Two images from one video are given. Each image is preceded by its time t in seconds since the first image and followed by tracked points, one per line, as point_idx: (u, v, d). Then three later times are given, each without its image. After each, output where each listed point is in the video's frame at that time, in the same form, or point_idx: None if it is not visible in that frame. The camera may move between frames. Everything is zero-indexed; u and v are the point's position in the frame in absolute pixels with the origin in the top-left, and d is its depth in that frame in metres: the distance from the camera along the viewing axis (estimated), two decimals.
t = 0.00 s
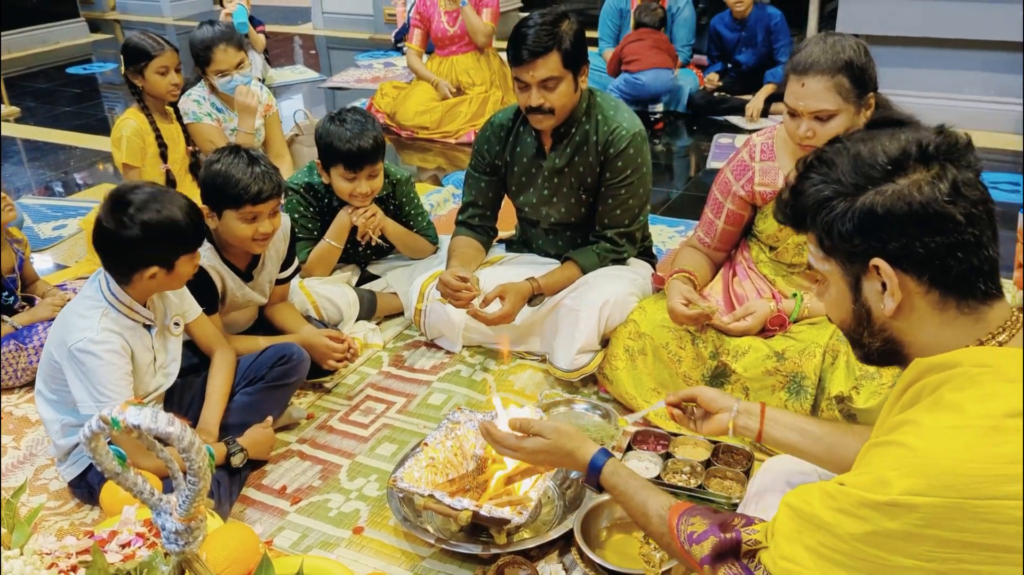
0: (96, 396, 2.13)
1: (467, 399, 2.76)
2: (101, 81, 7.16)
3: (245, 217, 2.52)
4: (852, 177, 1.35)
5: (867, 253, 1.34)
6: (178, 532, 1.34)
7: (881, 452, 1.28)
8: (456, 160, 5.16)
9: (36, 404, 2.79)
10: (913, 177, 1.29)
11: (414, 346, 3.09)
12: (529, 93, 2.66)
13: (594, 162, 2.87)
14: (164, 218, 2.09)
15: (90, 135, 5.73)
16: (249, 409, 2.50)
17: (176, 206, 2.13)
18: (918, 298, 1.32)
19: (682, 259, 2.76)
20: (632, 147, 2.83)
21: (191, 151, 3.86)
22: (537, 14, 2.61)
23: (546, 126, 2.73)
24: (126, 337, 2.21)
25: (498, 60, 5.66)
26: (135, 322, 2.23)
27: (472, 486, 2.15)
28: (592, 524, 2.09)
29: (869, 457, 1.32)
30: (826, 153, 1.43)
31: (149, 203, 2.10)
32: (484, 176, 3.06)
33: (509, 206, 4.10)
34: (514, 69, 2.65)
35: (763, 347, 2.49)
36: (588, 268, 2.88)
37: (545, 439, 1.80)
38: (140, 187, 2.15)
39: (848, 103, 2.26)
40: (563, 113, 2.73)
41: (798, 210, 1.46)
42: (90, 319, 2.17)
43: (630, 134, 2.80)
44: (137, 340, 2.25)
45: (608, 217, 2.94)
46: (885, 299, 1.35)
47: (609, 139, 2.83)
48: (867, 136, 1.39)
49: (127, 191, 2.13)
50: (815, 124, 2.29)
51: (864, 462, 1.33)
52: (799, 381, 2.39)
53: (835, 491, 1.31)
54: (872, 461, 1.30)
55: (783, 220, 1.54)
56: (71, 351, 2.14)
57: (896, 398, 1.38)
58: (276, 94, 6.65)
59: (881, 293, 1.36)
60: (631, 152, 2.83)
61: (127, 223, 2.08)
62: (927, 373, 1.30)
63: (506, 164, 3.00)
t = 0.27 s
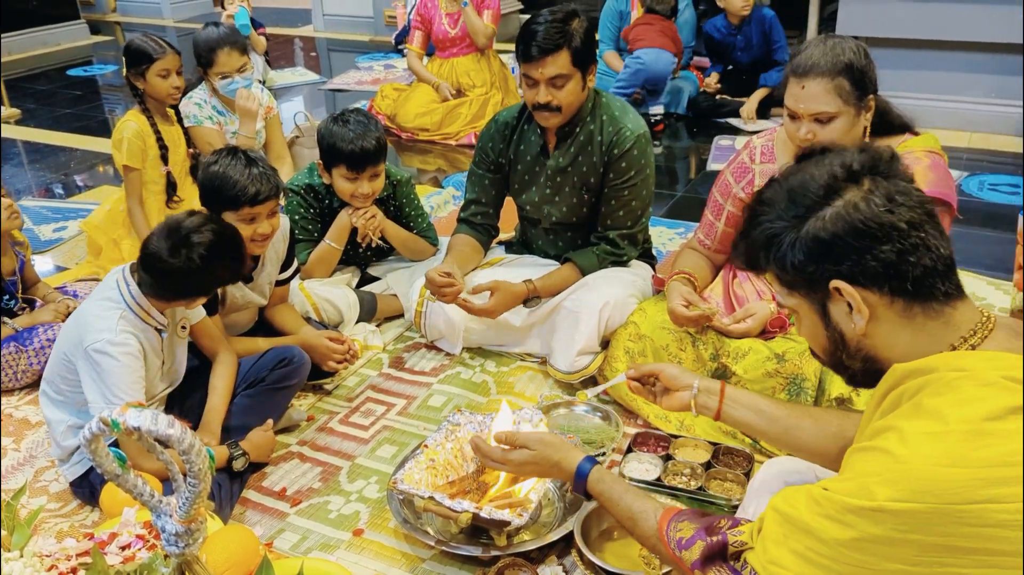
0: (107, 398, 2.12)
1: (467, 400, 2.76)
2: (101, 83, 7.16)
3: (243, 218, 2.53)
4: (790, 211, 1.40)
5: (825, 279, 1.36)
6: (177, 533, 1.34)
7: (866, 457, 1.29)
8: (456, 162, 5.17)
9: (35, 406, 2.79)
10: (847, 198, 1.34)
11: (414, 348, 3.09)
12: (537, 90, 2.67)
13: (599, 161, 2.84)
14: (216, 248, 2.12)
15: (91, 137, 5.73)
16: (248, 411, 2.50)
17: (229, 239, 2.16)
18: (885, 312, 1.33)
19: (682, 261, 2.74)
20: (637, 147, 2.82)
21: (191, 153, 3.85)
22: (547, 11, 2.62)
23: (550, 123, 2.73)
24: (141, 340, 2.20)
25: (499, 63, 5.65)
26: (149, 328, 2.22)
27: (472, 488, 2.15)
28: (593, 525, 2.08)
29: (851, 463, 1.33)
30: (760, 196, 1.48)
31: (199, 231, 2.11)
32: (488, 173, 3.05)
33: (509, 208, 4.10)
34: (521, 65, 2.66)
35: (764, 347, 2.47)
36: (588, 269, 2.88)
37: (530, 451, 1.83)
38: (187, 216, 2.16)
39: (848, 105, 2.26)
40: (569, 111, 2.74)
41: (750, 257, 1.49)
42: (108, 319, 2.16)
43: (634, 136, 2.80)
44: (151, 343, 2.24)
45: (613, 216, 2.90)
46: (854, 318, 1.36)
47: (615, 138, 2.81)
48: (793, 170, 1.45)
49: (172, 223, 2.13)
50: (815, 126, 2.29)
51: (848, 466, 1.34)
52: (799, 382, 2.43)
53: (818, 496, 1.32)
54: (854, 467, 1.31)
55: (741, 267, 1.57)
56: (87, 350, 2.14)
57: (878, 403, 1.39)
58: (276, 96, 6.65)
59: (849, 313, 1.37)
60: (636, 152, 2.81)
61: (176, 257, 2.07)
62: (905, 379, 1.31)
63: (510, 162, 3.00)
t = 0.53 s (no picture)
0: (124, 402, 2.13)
1: (467, 402, 2.76)
2: (101, 85, 7.16)
3: (244, 219, 2.53)
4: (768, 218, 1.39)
5: (797, 288, 1.37)
6: (178, 535, 1.34)
7: (846, 459, 1.30)
8: (456, 163, 5.17)
9: (35, 408, 2.78)
10: (826, 210, 1.34)
11: (414, 349, 3.09)
12: (557, 86, 2.66)
13: (609, 164, 2.83)
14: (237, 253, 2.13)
15: (92, 139, 5.73)
16: (248, 413, 2.50)
17: (251, 247, 2.17)
18: (855, 323, 1.35)
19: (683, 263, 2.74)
20: (648, 152, 2.81)
21: (191, 155, 3.85)
22: (571, 9, 2.61)
23: (564, 121, 2.73)
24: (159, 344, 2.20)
25: (499, 65, 5.66)
26: (165, 330, 2.22)
27: (472, 490, 2.14)
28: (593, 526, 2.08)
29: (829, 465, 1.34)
30: (738, 197, 1.48)
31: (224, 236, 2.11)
32: (496, 168, 3.03)
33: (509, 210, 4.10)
34: (541, 62, 2.66)
35: (765, 349, 2.47)
36: (587, 269, 2.88)
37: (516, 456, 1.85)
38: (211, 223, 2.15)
39: (848, 108, 2.26)
40: (587, 111, 2.74)
41: (726, 258, 1.49)
42: (127, 322, 2.15)
43: (647, 141, 2.80)
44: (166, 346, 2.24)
45: (617, 219, 2.89)
46: (823, 327, 1.38)
47: (627, 141, 2.80)
48: (773, 175, 1.44)
49: (195, 228, 2.13)
50: (816, 129, 2.29)
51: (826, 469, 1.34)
52: (800, 384, 2.41)
53: (798, 498, 1.33)
54: (834, 468, 1.31)
55: (714, 264, 1.58)
56: (107, 353, 2.14)
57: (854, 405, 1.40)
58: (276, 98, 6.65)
59: (819, 321, 1.39)
60: (645, 156, 2.80)
61: (198, 260, 2.08)
62: (879, 382, 1.32)
63: (518, 159, 2.99)
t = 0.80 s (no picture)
0: (105, 398, 2.12)
1: (468, 404, 2.76)
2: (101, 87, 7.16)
3: (245, 223, 2.53)
4: (826, 188, 1.31)
5: (831, 266, 1.32)
6: (178, 537, 1.34)
7: (853, 459, 1.30)
8: (456, 165, 5.17)
9: (35, 409, 2.79)
10: (885, 195, 1.26)
11: (414, 351, 3.09)
12: (580, 90, 2.65)
13: (622, 169, 2.83)
14: (184, 245, 2.09)
15: (91, 141, 5.74)
16: (246, 415, 2.49)
17: (202, 247, 2.11)
18: (876, 313, 1.31)
19: (674, 261, 2.77)
20: (663, 161, 2.81)
21: (191, 158, 3.86)
22: (594, 15, 2.60)
23: (579, 123, 2.72)
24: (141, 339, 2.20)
25: (501, 68, 5.64)
26: (147, 326, 2.22)
27: (472, 492, 2.13)
28: (594, 527, 2.08)
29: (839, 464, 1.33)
30: (801, 159, 1.39)
31: (183, 226, 2.11)
32: (508, 164, 3.00)
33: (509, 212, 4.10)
34: (563, 64, 2.66)
35: (764, 351, 2.46)
36: (587, 269, 2.89)
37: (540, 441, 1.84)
38: (188, 208, 2.16)
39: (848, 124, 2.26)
40: (607, 116, 2.73)
41: (767, 215, 1.42)
42: (106, 319, 2.16)
43: (662, 149, 2.80)
44: (151, 343, 2.24)
45: (623, 224, 2.90)
46: (845, 310, 1.34)
47: (642, 148, 2.80)
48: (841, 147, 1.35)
49: (171, 206, 2.15)
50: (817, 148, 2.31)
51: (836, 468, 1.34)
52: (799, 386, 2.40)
53: (803, 500, 1.33)
54: (842, 469, 1.31)
55: (750, 218, 1.51)
56: (87, 350, 2.14)
57: (860, 406, 1.39)
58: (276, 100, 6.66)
59: (842, 304, 1.35)
60: (659, 164, 2.80)
61: (149, 233, 2.09)
62: (888, 381, 1.31)
63: (530, 159, 2.98)
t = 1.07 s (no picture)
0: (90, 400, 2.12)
1: (468, 405, 2.76)
2: (101, 87, 7.17)
3: (245, 224, 2.52)
4: (891, 169, 1.34)
5: (881, 250, 1.37)
6: (178, 538, 1.34)
7: (889, 476, 1.28)
8: (456, 166, 5.17)
9: (35, 410, 2.79)
10: (949, 185, 1.29)
11: (414, 352, 3.10)
12: (595, 107, 2.56)
13: (632, 180, 2.81)
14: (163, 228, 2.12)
15: (92, 141, 5.75)
16: (242, 413, 2.49)
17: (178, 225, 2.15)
18: (919, 304, 1.37)
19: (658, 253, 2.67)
20: (675, 171, 2.81)
21: (191, 159, 3.87)
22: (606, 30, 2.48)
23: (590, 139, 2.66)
24: (123, 341, 2.20)
25: (501, 69, 5.62)
26: (130, 328, 2.22)
27: (472, 493, 2.15)
28: (592, 531, 2.09)
29: (876, 481, 1.32)
30: (870, 138, 1.41)
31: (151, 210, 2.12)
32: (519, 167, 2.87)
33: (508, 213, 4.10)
34: (575, 82, 2.56)
35: (764, 351, 2.45)
36: (588, 271, 2.89)
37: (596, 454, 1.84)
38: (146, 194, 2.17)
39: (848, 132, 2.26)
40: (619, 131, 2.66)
41: (824, 188, 1.46)
42: (85, 323, 2.17)
43: (675, 159, 2.80)
44: (135, 346, 2.24)
45: (629, 229, 2.90)
46: (886, 298, 1.40)
47: (655, 158, 2.79)
48: (915, 130, 1.36)
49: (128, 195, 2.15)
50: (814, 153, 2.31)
51: (875, 489, 1.33)
52: (799, 387, 2.39)
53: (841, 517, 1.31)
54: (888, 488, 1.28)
55: (802, 189, 1.54)
56: (68, 354, 2.15)
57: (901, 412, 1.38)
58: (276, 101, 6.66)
59: (885, 292, 1.40)
60: (671, 174, 2.80)
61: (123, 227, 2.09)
62: (926, 385, 1.32)
63: (543, 170, 2.90)
